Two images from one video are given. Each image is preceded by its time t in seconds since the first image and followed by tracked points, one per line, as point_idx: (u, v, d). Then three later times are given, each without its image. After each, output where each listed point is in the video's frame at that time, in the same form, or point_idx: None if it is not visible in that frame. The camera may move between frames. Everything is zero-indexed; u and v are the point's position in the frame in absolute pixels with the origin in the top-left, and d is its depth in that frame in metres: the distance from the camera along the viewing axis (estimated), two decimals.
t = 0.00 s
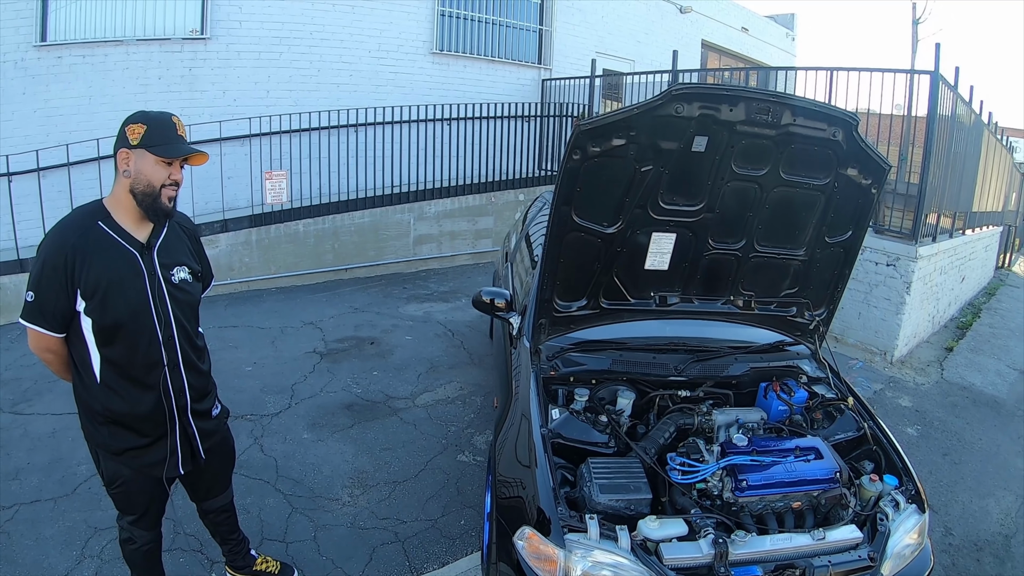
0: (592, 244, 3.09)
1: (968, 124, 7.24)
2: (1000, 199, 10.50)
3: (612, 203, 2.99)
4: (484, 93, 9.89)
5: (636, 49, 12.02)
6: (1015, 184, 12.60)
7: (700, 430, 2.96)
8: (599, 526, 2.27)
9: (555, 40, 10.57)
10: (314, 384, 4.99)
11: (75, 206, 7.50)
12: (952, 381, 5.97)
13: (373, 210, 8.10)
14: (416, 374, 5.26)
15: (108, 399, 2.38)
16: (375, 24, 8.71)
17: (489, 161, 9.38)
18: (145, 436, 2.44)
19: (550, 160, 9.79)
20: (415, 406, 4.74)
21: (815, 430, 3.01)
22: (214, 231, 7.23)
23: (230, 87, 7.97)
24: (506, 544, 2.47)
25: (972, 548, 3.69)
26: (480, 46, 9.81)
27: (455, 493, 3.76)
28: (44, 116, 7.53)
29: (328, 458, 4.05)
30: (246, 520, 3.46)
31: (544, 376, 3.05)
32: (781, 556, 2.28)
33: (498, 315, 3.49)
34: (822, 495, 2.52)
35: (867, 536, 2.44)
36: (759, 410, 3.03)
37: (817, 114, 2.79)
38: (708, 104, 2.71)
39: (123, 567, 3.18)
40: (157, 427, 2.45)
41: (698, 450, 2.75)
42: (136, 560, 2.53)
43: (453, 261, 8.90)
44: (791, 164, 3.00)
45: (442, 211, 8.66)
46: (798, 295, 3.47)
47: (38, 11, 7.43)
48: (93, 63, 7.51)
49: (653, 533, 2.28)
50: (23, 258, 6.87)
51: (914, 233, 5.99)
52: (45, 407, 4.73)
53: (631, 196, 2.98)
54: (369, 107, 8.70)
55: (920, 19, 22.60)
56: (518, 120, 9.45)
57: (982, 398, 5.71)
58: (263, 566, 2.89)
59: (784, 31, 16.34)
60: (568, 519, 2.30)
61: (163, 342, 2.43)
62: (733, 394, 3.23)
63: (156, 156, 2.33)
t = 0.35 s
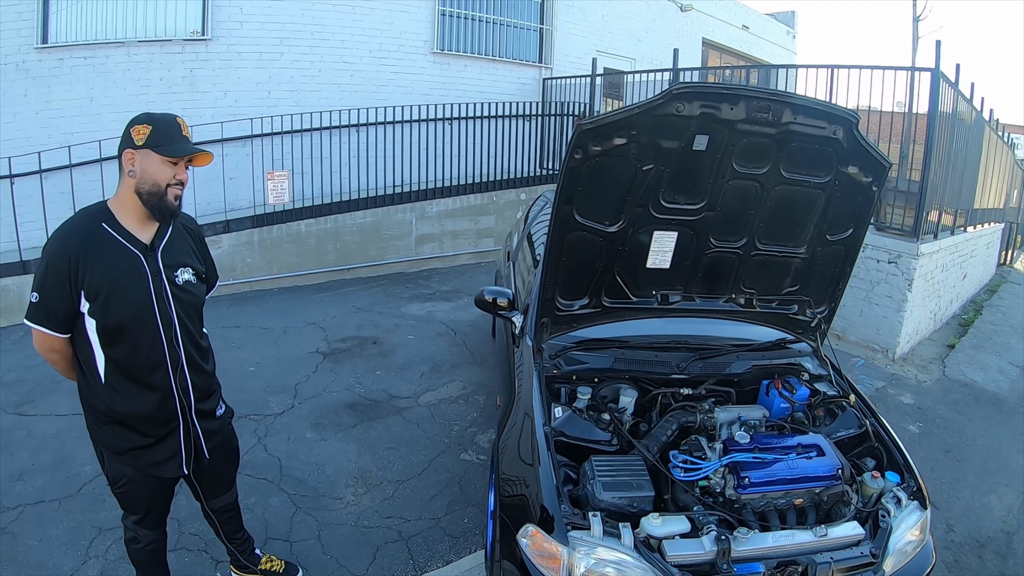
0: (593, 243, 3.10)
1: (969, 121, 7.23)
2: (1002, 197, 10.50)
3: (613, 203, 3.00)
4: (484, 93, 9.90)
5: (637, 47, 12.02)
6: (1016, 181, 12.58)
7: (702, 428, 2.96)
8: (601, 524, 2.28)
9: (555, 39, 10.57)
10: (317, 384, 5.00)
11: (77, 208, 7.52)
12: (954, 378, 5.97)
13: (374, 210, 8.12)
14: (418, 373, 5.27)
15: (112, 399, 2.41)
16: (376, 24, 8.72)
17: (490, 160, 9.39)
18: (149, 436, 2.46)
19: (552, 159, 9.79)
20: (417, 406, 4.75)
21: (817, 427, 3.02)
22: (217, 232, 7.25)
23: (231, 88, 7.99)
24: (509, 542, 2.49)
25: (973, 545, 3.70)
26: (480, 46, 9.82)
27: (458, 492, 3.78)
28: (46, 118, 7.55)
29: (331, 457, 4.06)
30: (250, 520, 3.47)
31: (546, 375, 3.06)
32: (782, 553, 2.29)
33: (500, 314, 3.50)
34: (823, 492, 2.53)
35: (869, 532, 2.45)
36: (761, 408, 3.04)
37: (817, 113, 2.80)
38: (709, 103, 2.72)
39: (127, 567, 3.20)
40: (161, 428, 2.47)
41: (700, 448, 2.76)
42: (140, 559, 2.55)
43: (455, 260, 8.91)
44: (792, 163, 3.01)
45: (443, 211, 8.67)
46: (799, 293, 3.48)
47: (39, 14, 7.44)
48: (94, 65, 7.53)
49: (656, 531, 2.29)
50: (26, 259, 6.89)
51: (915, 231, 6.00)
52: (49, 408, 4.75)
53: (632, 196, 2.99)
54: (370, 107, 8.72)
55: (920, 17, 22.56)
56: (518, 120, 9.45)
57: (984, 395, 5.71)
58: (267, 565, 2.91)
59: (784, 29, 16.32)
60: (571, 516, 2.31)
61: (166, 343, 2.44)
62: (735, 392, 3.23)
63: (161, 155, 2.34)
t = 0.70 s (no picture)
0: (595, 246, 3.11)
1: (971, 124, 7.23)
2: (1004, 200, 10.49)
3: (615, 205, 3.01)
4: (486, 95, 9.91)
5: (639, 50, 12.02)
6: (1019, 185, 12.56)
7: (704, 432, 2.95)
8: (602, 527, 2.28)
9: (557, 42, 10.59)
10: (318, 387, 5.01)
11: (79, 209, 7.53)
12: (956, 381, 5.96)
13: (376, 212, 8.13)
14: (420, 375, 5.27)
15: (118, 399, 2.41)
16: (378, 26, 8.74)
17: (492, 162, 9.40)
18: (154, 437, 2.46)
19: (553, 161, 9.80)
20: (419, 408, 4.76)
21: (818, 430, 3.02)
22: (218, 234, 7.27)
23: (233, 90, 8.00)
24: (510, 545, 2.49)
25: (975, 549, 3.70)
26: (482, 48, 9.83)
27: (459, 494, 3.78)
28: (49, 119, 7.56)
29: (332, 459, 4.07)
30: (252, 522, 3.48)
31: (548, 378, 3.06)
32: (784, 556, 2.29)
33: (501, 317, 3.50)
34: (825, 495, 2.53)
35: (870, 536, 2.44)
36: (763, 411, 3.04)
37: (819, 116, 2.80)
38: (710, 106, 2.72)
39: (128, 568, 3.20)
40: (166, 428, 2.47)
41: (702, 451, 2.76)
42: (141, 560, 2.54)
43: (456, 262, 8.91)
44: (793, 166, 3.01)
45: (445, 213, 8.68)
46: (801, 296, 3.48)
47: (42, 15, 7.42)
48: (97, 67, 7.56)
49: (657, 534, 2.29)
50: (29, 260, 6.90)
51: (917, 234, 6.00)
52: (51, 409, 4.76)
53: (633, 198, 3.00)
54: (371, 109, 8.74)
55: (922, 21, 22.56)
56: (520, 122, 9.46)
57: (985, 398, 5.70)
58: (268, 567, 2.91)
59: (786, 31, 16.32)
60: (572, 520, 2.31)
61: (172, 344, 2.45)
62: (736, 395, 3.23)
63: (169, 156, 2.35)
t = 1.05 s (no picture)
0: (593, 246, 3.10)
1: (969, 123, 7.22)
2: (1003, 199, 10.49)
3: (614, 205, 3.00)
4: (484, 95, 9.90)
5: (637, 50, 12.01)
6: (1017, 184, 12.55)
7: (702, 432, 2.95)
8: (601, 529, 2.27)
9: (555, 42, 10.58)
10: (316, 388, 4.99)
11: (77, 211, 7.51)
12: (955, 381, 5.95)
13: (374, 213, 8.12)
14: (418, 377, 5.26)
15: (139, 396, 2.39)
16: (376, 27, 8.72)
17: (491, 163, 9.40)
18: (176, 433, 2.46)
19: (552, 162, 9.79)
20: (417, 409, 4.75)
21: (817, 431, 3.01)
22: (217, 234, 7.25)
23: (231, 91, 7.99)
24: (508, 547, 2.48)
25: (975, 549, 3.69)
26: (480, 48, 9.82)
27: (457, 496, 3.77)
28: (46, 120, 7.53)
29: (330, 461, 4.06)
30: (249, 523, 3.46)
31: (546, 379, 3.05)
32: (783, 558, 2.28)
33: (499, 317, 3.49)
34: (824, 496, 2.52)
35: (870, 536, 2.43)
36: (761, 411, 3.03)
37: (817, 115, 2.79)
38: (709, 106, 2.71)
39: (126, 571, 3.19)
40: (187, 423, 2.47)
41: (701, 452, 2.75)
42: (145, 564, 2.46)
43: (455, 263, 8.90)
44: (792, 165, 3.00)
45: (443, 214, 8.67)
46: (800, 296, 3.47)
47: (40, 16, 7.42)
48: (94, 67, 7.53)
49: (656, 536, 2.28)
50: (26, 262, 6.87)
51: (916, 234, 5.99)
52: (48, 411, 4.74)
53: (632, 199, 2.99)
54: (369, 110, 8.72)
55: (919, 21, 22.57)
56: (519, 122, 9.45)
57: (985, 398, 5.69)
58: (266, 569, 2.90)
59: (784, 31, 16.32)
60: (570, 521, 2.30)
61: (193, 340, 2.46)
62: (735, 396, 3.22)
63: (181, 155, 2.34)
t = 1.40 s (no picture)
0: (587, 247, 3.08)
1: (963, 122, 7.24)
2: (997, 199, 10.52)
3: (608, 206, 2.98)
4: (478, 96, 9.88)
5: (632, 50, 12.02)
6: (1011, 183, 12.59)
7: (697, 434, 2.95)
8: (595, 531, 2.25)
9: (549, 42, 10.57)
10: (311, 390, 4.97)
11: (70, 213, 7.46)
12: (950, 380, 5.96)
13: (368, 214, 8.09)
14: (413, 378, 5.24)
15: (161, 393, 2.37)
16: (370, 27, 8.70)
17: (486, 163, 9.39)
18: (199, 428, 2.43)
19: (547, 162, 9.78)
20: (412, 411, 4.73)
21: (812, 431, 3.00)
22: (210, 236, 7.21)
23: (225, 92, 7.96)
24: (503, 549, 2.46)
25: (970, 548, 3.68)
26: (474, 49, 9.81)
27: (452, 498, 3.75)
28: (40, 122, 7.46)
29: (325, 463, 4.03)
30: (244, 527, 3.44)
31: (540, 380, 3.04)
32: (779, 559, 2.27)
33: (493, 319, 3.47)
34: (820, 497, 2.51)
35: (866, 537, 2.42)
36: (756, 412, 3.03)
37: (811, 115, 2.78)
38: (703, 106, 2.70)
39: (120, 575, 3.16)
40: (209, 419, 2.45)
41: (695, 454, 2.74)
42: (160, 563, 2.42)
43: (450, 264, 8.89)
44: (787, 165, 2.99)
45: (438, 214, 8.66)
46: (795, 296, 3.46)
47: (33, 16, 7.38)
48: (87, 68, 7.48)
49: (651, 538, 2.27)
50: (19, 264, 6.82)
51: (911, 233, 6.01)
52: (42, 414, 4.70)
53: (626, 199, 2.98)
54: (363, 111, 8.70)
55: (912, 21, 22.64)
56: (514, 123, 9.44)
57: (979, 397, 5.70)
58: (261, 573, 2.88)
59: (778, 31, 16.35)
60: (565, 524, 2.28)
61: (213, 337, 2.43)
62: (730, 396, 3.21)
63: (179, 156, 2.29)
